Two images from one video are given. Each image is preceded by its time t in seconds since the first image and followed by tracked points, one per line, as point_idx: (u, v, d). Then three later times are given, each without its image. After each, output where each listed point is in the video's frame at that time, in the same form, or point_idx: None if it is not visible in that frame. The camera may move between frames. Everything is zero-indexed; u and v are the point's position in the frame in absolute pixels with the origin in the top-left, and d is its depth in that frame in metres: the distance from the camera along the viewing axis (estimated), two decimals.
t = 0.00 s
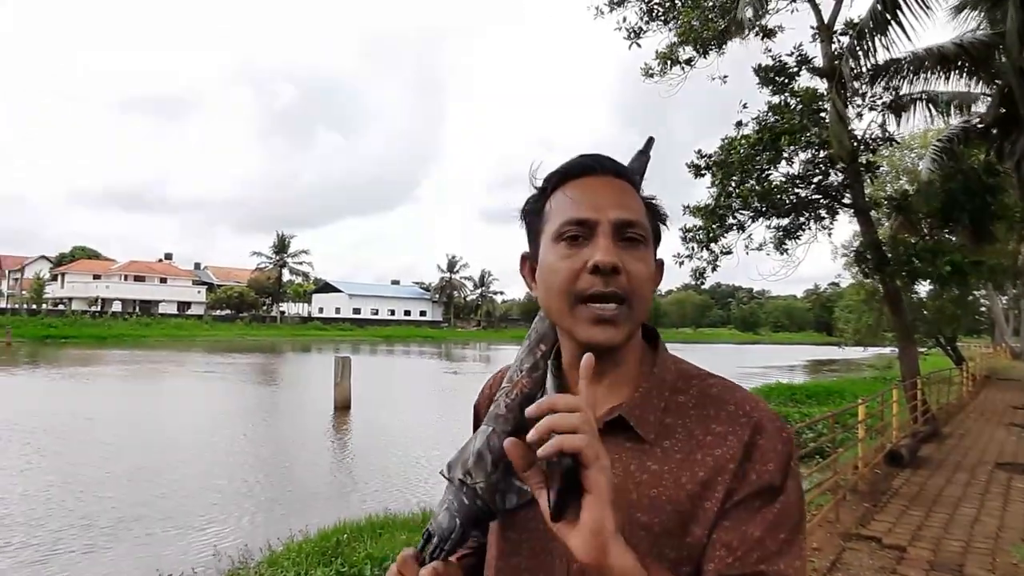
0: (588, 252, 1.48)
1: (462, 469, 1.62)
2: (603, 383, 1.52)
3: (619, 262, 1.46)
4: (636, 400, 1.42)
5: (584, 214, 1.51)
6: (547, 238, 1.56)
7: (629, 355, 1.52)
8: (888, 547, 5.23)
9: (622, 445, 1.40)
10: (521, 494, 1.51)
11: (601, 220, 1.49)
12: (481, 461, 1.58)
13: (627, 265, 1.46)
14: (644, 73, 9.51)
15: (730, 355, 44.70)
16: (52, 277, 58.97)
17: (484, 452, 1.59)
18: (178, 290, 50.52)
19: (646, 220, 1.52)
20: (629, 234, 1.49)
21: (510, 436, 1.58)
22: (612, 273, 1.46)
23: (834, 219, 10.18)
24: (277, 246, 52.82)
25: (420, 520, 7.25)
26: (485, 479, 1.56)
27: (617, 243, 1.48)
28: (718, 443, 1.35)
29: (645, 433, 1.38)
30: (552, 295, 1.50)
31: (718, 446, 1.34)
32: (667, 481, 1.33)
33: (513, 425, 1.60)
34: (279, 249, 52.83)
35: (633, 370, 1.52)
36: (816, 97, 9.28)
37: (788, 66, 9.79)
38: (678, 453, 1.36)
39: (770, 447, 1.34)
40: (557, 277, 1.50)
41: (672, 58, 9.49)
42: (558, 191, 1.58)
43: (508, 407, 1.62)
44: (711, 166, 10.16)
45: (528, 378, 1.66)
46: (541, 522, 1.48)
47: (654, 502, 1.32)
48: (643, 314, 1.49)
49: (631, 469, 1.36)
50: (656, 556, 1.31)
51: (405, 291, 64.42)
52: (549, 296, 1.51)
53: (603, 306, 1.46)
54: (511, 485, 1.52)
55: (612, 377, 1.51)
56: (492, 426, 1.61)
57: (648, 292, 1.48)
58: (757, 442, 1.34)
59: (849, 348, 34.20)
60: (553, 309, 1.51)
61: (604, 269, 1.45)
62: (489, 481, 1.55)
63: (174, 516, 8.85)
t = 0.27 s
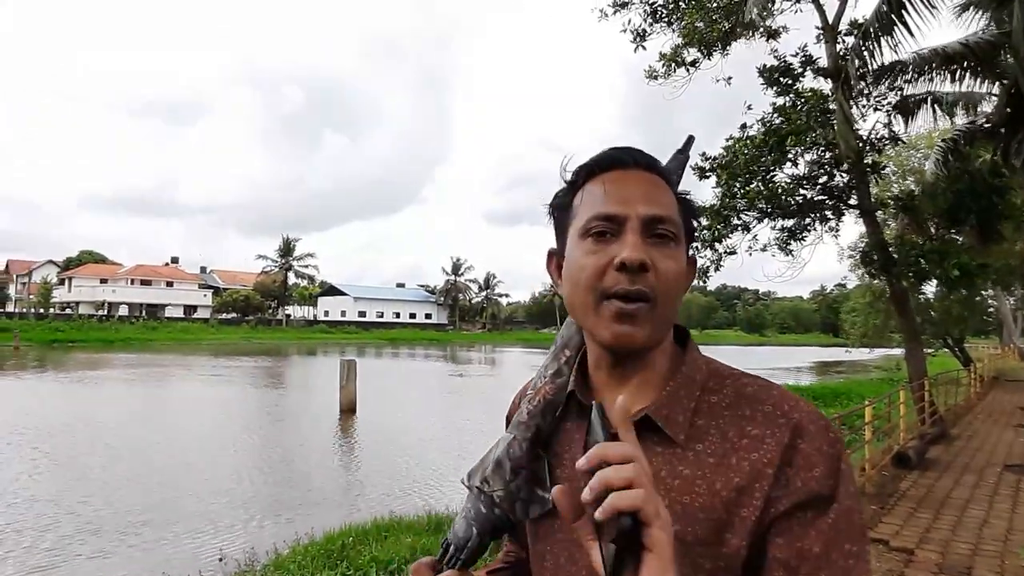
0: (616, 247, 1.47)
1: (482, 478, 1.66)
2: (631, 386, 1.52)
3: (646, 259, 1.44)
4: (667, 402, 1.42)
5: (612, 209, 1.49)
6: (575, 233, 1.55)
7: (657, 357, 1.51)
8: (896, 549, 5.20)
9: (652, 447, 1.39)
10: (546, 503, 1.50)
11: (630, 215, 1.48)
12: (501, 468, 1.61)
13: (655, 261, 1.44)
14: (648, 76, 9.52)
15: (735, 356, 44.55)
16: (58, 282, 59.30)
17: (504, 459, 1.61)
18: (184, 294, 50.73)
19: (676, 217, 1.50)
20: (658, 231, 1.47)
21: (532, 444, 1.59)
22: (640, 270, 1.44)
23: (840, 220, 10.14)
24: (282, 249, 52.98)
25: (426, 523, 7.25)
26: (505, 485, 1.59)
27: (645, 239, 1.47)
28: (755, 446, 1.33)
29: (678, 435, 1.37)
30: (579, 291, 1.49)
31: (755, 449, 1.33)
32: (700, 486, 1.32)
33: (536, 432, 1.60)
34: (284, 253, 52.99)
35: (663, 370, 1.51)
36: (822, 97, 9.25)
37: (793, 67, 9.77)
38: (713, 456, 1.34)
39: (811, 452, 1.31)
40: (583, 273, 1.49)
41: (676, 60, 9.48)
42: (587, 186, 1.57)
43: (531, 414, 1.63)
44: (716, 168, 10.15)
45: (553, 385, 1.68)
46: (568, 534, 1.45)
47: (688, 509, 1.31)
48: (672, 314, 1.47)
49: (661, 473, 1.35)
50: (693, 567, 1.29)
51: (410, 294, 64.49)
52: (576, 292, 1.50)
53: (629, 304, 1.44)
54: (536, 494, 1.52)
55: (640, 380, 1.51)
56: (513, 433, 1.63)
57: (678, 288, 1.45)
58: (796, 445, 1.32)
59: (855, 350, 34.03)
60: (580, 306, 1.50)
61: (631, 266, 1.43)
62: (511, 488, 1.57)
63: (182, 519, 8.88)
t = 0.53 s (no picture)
0: (615, 251, 1.48)
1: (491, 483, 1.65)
2: (638, 388, 1.52)
3: (645, 260, 1.44)
4: (678, 403, 1.42)
5: (609, 212, 1.50)
6: (575, 237, 1.56)
7: (662, 358, 1.51)
8: (901, 551, 5.17)
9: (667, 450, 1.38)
10: (554, 509, 1.48)
11: (628, 217, 1.48)
12: (509, 474, 1.60)
13: (655, 262, 1.44)
14: (650, 77, 9.51)
15: (739, 358, 44.44)
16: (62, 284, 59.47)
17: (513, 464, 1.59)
18: (187, 296, 50.82)
19: (674, 216, 1.50)
20: (657, 231, 1.47)
21: (540, 449, 1.57)
22: (640, 271, 1.44)
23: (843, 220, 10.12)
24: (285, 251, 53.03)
25: (429, 525, 7.24)
26: (515, 492, 1.57)
27: (644, 240, 1.47)
28: (769, 447, 1.33)
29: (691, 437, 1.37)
30: (582, 297, 1.50)
31: (769, 449, 1.33)
32: (717, 488, 1.32)
33: (544, 437, 1.58)
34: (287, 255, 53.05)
35: (667, 371, 1.51)
36: (824, 98, 9.23)
37: (795, 68, 9.77)
38: (728, 456, 1.34)
39: (822, 450, 1.33)
40: (583, 278, 1.50)
41: (679, 61, 9.48)
42: (583, 190, 1.59)
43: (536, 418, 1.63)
44: (718, 169, 10.13)
45: (558, 390, 1.69)
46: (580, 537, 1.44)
47: (705, 511, 1.30)
48: (677, 313, 1.47)
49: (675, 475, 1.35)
50: (713, 570, 1.28)
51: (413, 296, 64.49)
52: (580, 297, 1.51)
53: (631, 306, 1.45)
54: (545, 499, 1.50)
55: (648, 381, 1.51)
56: (520, 438, 1.62)
57: (679, 287, 1.45)
58: (808, 444, 1.33)
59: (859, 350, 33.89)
60: (583, 311, 1.51)
61: (629, 269, 1.44)
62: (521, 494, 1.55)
63: (185, 521, 8.88)
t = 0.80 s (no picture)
0: (582, 254, 1.48)
1: (466, 472, 1.53)
2: (601, 385, 1.51)
3: (612, 263, 1.45)
4: (635, 399, 1.39)
5: (576, 217, 1.50)
6: (543, 240, 1.56)
7: (625, 357, 1.52)
8: (910, 553, 5.13)
9: (624, 444, 1.35)
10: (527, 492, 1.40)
11: (594, 222, 1.49)
12: (485, 461, 1.48)
13: (620, 266, 1.46)
14: (655, 78, 9.49)
15: (746, 359, 44.35)
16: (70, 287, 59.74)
17: (486, 451, 1.49)
18: (195, 299, 51.03)
19: (638, 222, 1.52)
20: (622, 237, 1.49)
21: (512, 437, 1.49)
22: (605, 276, 1.45)
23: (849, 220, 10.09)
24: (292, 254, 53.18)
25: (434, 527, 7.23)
26: (491, 478, 1.45)
27: (611, 245, 1.48)
28: (719, 442, 1.32)
29: (647, 430, 1.34)
30: (549, 298, 1.51)
31: (721, 444, 1.31)
32: (671, 479, 1.29)
33: (514, 426, 1.50)
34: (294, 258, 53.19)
35: (629, 372, 1.51)
36: (830, 98, 9.21)
37: (800, 68, 9.74)
38: (682, 450, 1.32)
39: (769, 447, 1.32)
40: (551, 281, 1.50)
41: (685, 61, 9.46)
42: (551, 196, 1.59)
43: (510, 407, 1.54)
44: (724, 169, 10.12)
45: (526, 380, 1.61)
46: (546, 523, 1.37)
47: (659, 501, 1.28)
48: (638, 315, 1.50)
49: (630, 468, 1.32)
50: (662, 562, 1.26)
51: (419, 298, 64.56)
52: (547, 298, 1.52)
53: (597, 308, 1.46)
54: (517, 485, 1.42)
55: (611, 380, 1.51)
56: (492, 428, 1.52)
57: (640, 293, 1.48)
58: (756, 441, 1.32)
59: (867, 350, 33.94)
60: (550, 311, 1.51)
61: (597, 273, 1.44)
62: (494, 481, 1.45)
63: (191, 524, 8.90)
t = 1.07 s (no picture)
0: (537, 267, 1.47)
1: (421, 479, 1.58)
2: (560, 393, 1.50)
3: (567, 276, 1.44)
4: (592, 406, 1.40)
5: (532, 229, 1.50)
6: (500, 253, 1.55)
7: (583, 365, 1.51)
8: (917, 556, 5.11)
9: (582, 450, 1.37)
10: (479, 499, 1.43)
11: (549, 235, 1.48)
12: (441, 469, 1.53)
13: (574, 277, 1.45)
14: (659, 79, 9.49)
15: (752, 360, 44.24)
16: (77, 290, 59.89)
17: (443, 460, 1.53)
18: (201, 301, 51.15)
19: (592, 234, 1.51)
20: (577, 249, 1.48)
21: (469, 446, 1.52)
22: (560, 288, 1.45)
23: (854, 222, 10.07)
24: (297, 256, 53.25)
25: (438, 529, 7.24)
26: (445, 486, 1.50)
27: (567, 258, 1.47)
28: (674, 445, 1.33)
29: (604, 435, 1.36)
30: (508, 310, 1.50)
31: (676, 447, 1.33)
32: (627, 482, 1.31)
33: (473, 433, 1.53)
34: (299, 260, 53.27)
35: (588, 379, 1.50)
36: (836, 99, 9.20)
37: (805, 69, 9.73)
38: (639, 453, 1.34)
39: (720, 448, 1.33)
40: (509, 293, 1.50)
41: (689, 63, 9.47)
42: (510, 208, 1.58)
43: (468, 416, 1.56)
44: (729, 170, 10.10)
45: (485, 389, 1.62)
46: (510, 526, 1.38)
47: (616, 504, 1.31)
48: (593, 325, 1.49)
49: (584, 474, 1.34)
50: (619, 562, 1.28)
51: (424, 300, 64.56)
52: (505, 310, 1.51)
53: (553, 319, 1.45)
54: (473, 492, 1.44)
55: (569, 388, 1.50)
56: (449, 436, 1.56)
57: (596, 304, 1.48)
58: (708, 442, 1.33)
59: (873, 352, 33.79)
60: (509, 323, 1.51)
61: (552, 285, 1.44)
62: (450, 488, 1.49)
63: (195, 526, 8.92)
